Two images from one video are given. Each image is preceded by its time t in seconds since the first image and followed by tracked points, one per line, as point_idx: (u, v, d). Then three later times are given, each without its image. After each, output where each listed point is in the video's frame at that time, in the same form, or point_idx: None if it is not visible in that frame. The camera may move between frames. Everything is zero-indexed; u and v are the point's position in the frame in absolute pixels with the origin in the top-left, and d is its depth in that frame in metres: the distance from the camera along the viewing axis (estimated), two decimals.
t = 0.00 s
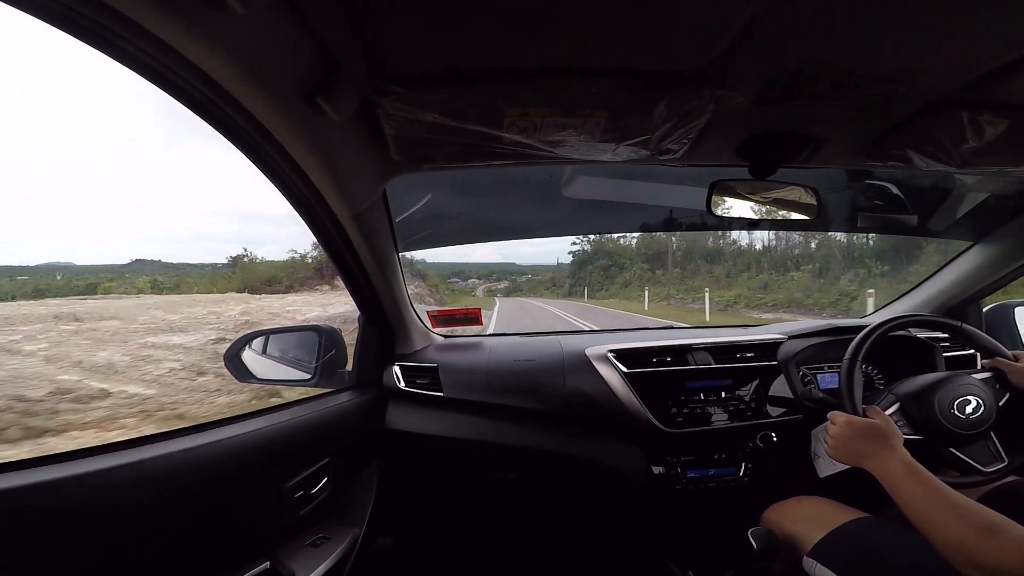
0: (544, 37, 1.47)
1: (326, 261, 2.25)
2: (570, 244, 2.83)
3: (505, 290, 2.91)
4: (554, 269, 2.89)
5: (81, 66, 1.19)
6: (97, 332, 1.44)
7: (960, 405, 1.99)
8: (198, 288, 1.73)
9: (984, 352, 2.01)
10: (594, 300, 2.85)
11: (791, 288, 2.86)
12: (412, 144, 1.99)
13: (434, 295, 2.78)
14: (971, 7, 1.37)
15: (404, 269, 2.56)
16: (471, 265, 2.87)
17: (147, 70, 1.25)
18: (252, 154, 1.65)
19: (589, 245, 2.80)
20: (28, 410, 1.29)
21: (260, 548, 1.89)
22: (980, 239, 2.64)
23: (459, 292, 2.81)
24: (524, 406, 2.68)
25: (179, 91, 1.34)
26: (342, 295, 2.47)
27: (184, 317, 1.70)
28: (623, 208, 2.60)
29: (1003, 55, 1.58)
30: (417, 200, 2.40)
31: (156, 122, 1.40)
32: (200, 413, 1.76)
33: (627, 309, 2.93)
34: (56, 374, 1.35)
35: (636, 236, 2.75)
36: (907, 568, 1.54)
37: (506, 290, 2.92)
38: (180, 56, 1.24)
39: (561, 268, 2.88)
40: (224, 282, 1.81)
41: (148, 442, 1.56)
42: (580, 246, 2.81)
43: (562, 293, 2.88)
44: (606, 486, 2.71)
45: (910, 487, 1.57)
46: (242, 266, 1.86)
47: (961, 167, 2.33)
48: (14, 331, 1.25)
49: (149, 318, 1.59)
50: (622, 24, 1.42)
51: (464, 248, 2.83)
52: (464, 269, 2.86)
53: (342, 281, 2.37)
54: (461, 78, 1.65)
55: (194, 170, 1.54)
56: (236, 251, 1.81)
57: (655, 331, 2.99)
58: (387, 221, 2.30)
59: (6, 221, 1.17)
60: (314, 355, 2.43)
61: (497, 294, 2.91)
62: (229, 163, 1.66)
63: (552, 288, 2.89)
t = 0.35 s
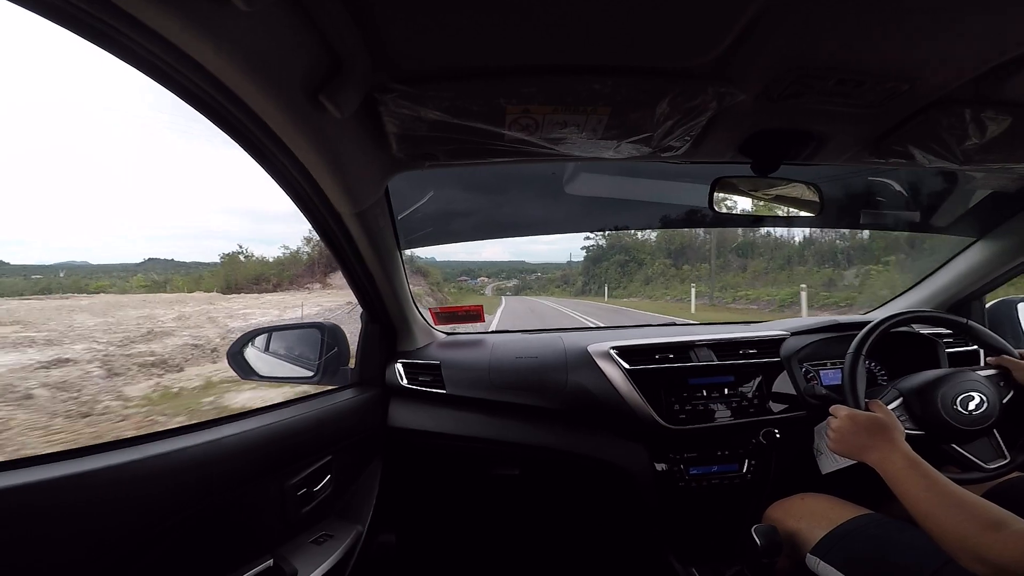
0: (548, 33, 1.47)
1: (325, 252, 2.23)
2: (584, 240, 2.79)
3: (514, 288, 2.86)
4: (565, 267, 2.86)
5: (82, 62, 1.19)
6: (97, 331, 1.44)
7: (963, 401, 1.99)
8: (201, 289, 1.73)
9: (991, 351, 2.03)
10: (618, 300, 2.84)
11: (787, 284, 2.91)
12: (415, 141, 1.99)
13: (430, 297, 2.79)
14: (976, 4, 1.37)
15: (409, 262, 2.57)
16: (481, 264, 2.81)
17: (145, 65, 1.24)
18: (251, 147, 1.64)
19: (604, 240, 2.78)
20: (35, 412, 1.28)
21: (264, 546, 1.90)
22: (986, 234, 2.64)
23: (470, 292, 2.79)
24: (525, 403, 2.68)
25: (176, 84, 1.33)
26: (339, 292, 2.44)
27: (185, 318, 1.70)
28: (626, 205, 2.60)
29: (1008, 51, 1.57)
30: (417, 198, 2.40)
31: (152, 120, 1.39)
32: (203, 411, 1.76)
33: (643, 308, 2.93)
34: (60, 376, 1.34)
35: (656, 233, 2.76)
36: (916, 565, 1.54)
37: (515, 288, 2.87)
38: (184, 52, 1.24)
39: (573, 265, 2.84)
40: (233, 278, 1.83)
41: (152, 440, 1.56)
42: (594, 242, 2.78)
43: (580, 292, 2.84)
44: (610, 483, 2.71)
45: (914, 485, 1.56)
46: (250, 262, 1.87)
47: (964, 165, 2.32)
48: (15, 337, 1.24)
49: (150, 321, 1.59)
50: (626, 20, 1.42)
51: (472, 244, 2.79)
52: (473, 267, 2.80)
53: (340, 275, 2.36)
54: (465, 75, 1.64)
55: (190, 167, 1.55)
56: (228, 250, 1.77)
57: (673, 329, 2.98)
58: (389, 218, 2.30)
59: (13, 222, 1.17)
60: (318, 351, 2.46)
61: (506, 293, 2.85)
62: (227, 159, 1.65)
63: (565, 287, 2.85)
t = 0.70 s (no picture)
0: (551, 31, 1.46)
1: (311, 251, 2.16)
2: (596, 238, 2.79)
3: (522, 289, 2.87)
4: (571, 268, 2.87)
5: (90, 62, 1.19)
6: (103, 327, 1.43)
7: (965, 399, 1.99)
8: (204, 287, 1.74)
9: (995, 351, 2.02)
10: (638, 300, 2.90)
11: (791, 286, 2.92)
12: (417, 139, 1.99)
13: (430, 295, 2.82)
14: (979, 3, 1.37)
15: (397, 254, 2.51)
16: (489, 264, 2.83)
17: (148, 63, 1.24)
18: (251, 143, 1.63)
19: (620, 237, 2.77)
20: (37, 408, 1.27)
21: (265, 543, 1.90)
22: (989, 232, 2.63)
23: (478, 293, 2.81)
24: (525, 400, 2.69)
25: (178, 81, 1.32)
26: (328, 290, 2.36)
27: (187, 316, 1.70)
28: (628, 203, 2.60)
29: (1013, 48, 1.57)
30: (419, 196, 2.40)
31: (154, 121, 1.39)
32: (205, 408, 1.76)
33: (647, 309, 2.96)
34: (63, 373, 1.33)
35: (679, 232, 2.76)
36: (917, 563, 1.53)
37: (523, 289, 2.88)
38: (186, 50, 1.24)
39: (584, 265, 2.85)
40: (239, 274, 1.85)
41: (157, 437, 1.57)
42: (608, 239, 2.78)
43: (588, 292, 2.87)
44: (611, 481, 2.72)
45: (917, 480, 1.56)
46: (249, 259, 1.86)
47: (967, 163, 2.32)
48: (25, 335, 1.24)
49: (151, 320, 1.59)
50: (628, 18, 1.42)
51: (480, 244, 2.81)
52: (481, 268, 2.82)
53: (345, 274, 2.37)
54: (467, 72, 1.64)
55: (194, 166, 1.55)
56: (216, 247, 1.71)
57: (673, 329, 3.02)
58: (390, 215, 2.30)
59: (23, 222, 1.17)
60: (320, 347, 2.45)
61: (513, 293, 2.89)
62: (229, 157, 1.65)
63: (575, 288, 2.87)
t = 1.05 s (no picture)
0: (552, 30, 1.46)
1: (295, 249, 2.06)
2: (610, 236, 2.79)
3: (528, 291, 2.89)
4: (579, 269, 2.86)
5: (92, 63, 1.20)
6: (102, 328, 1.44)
7: (967, 400, 1.99)
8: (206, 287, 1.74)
9: (998, 351, 2.01)
10: (658, 302, 2.93)
11: (790, 285, 2.96)
12: (419, 138, 1.99)
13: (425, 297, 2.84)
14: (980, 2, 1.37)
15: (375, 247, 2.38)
16: (496, 265, 2.83)
17: (149, 62, 1.24)
18: (253, 143, 1.63)
19: (636, 236, 2.77)
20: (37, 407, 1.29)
21: (267, 543, 1.90)
22: (993, 231, 2.63)
23: (486, 293, 2.81)
24: (526, 400, 2.69)
25: (178, 80, 1.32)
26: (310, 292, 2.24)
27: (189, 316, 1.71)
28: (632, 202, 2.60)
29: (1016, 48, 1.57)
30: (422, 195, 2.40)
31: (153, 122, 1.39)
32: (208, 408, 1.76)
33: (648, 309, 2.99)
34: (63, 373, 1.34)
35: (703, 232, 2.75)
36: (917, 565, 1.53)
37: (529, 290, 2.90)
38: (188, 50, 1.24)
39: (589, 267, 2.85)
40: (230, 272, 1.80)
41: (159, 436, 1.57)
42: (622, 237, 2.78)
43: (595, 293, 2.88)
44: (613, 482, 2.72)
45: (917, 479, 1.56)
46: (238, 257, 1.80)
47: (969, 162, 2.31)
48: (25, 334, 1.24)
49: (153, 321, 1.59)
50: (630, 18, 1.42)
51: (488, 246, 2.80)
52: (488, 270, 2.81)
53: (349, 275, 2.39)
54: (468, 72, 1.64)
55: (196, 165, 1.56)
56: (180, 250, 1.58)
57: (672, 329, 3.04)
58: (392, 214, 2.30)
59: (22, 221, 1.17)
60: (323, 346, 2.44)
61: (518, 295, 2.90)
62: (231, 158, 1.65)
63: (585, 289, 2.87)
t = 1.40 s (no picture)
0: (552, 30, 1.46)
1: (270, 247, 1.96)
2: (625, 233, 2.77)
3: (534, 293, 2.90)
4: (586, 271, 2.87)
5: (90, 62, 1.20)
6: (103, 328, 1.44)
7: (968, 400, 1.98)
8: (205, 289, 1.73)
9: (1000, 352, 2.00)
10: (674, 301, 2.92)
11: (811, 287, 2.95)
12: (419, 138, 1.99)
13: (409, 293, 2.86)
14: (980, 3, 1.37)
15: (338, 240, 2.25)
16: (500, 268, 2.86)
17: (149, 61, 1.24)
18: (251, 139, 1.62)
19: (654, 233, 2.77)
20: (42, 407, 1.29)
21: (268, 543, 1.90)
22: (993, 232, 2.63)
23: (492, 295, 2.84)
24: (526, 400, 2.69)
25: (178, 78, 1.32)
26: (282, 294, 2.13)
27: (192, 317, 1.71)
28: (634, 202, 2.60)
29: (1017, 48, 1.57)
30: (422, 195, 2.40)
31: (151, 121, 1.39)
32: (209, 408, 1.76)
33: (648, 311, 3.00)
34: (66, 373, 1.34)
35: (729, 231, 2.74)
36: (918, 565, 1.54)
37: (535, 293, 2.91)
38: (188, 50, 1.24)
39: (591, 270, 2.86)
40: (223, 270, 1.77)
41: (161, 436, 1.58)
42: (639, 235, 2.76)
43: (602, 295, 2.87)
44: (614, 482, 2.72)
45: (916, 475, 1.56)
46: (208, 257, 1.70)
47: (970, 162, 2.31)
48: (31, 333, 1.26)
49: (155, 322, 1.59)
50: (630, 18, 1.42)
51: (494, 247, 2.83)
52: (492, 272, 2.85)
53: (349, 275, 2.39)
54: (469, 71, 1.64)
55: (194, 163, 1.56)
56: (124, 254, 1.44)
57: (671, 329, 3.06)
58: (393, 214, 2.30)
59: (20, 220, 1.17)
60: (324, 346, 2.45)
61: (525, 297, 2.92)
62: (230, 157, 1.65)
63: (593, 292, 2.86)
